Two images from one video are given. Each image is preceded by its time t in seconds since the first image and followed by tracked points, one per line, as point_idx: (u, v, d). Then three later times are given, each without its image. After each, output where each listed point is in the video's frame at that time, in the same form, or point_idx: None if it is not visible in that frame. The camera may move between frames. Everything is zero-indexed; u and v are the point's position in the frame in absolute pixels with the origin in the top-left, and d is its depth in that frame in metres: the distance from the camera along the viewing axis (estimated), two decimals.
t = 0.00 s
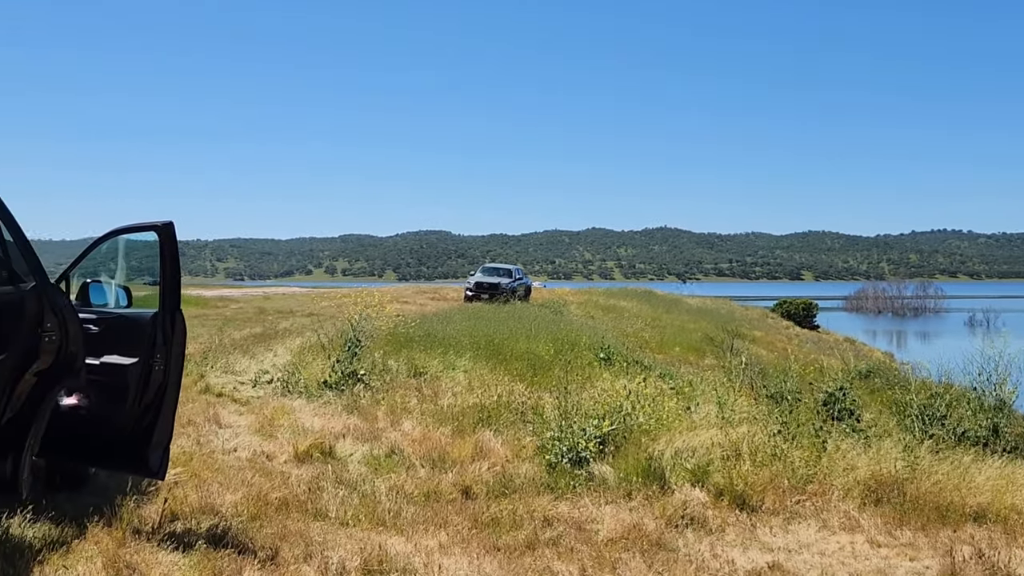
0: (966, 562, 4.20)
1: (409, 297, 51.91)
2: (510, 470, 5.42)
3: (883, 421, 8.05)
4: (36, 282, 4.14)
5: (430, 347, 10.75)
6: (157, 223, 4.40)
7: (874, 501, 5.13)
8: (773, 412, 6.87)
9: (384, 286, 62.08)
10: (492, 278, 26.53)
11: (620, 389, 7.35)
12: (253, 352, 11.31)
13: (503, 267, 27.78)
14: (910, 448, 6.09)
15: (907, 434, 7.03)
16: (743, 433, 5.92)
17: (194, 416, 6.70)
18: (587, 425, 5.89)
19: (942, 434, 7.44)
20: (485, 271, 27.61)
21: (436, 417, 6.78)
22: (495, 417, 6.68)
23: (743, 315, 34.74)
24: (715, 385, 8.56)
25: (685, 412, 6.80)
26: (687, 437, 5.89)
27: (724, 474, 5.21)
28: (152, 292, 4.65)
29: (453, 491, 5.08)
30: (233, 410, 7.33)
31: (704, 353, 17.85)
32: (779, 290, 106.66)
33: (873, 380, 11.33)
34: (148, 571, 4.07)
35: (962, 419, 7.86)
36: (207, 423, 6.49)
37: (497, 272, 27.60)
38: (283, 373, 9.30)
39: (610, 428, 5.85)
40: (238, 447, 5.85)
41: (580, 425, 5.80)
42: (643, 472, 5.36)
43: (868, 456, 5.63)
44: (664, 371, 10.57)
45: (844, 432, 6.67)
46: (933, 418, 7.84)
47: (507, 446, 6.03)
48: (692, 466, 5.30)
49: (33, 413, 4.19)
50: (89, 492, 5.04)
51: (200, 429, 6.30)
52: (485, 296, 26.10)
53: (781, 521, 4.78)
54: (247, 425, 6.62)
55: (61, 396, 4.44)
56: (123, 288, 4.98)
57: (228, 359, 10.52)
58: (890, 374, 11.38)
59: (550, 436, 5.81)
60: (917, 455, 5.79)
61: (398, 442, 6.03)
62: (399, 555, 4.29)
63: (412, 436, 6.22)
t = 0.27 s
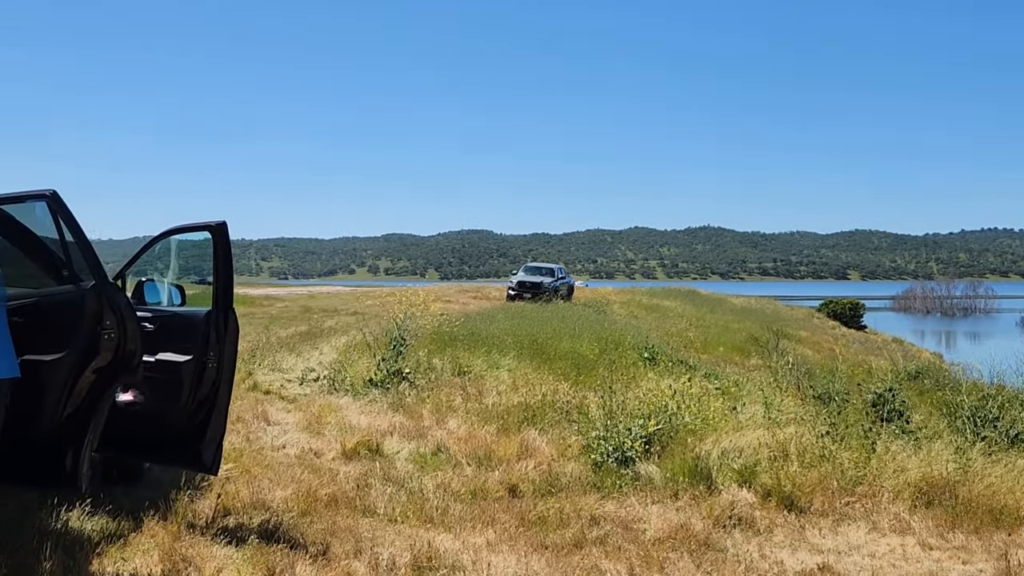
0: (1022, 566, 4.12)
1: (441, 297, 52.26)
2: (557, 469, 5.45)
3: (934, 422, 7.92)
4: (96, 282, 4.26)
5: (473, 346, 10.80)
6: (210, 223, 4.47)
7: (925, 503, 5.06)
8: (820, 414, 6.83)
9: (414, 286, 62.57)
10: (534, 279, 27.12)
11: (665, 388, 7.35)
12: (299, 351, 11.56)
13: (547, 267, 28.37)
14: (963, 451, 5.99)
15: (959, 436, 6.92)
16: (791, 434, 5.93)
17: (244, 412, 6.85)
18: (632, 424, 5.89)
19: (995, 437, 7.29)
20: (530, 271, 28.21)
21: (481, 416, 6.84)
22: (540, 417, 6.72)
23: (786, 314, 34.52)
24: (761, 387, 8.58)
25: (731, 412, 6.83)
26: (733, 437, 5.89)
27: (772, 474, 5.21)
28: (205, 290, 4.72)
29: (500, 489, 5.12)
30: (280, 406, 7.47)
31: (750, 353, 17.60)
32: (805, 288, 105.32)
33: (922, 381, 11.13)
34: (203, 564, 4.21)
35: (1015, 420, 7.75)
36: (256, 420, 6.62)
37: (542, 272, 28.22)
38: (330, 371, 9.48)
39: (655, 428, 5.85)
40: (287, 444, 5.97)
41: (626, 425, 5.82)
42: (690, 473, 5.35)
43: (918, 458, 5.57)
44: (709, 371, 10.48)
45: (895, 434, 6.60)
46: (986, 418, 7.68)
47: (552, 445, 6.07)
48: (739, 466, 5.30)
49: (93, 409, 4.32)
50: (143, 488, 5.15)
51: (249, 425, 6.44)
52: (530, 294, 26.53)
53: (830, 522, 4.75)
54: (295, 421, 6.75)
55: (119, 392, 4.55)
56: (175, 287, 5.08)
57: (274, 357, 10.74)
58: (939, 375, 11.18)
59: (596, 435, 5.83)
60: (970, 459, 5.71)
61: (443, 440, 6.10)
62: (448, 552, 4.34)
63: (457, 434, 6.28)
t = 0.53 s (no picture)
0: None
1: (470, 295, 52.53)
2: (597, 468, 5.48)
3: (979, 423, 7.79)
4: (145, 281, 4.38)
5: (512, 344, 10.84)
6: (257, 222, 4.53)
7: (971, 505, 5.01)
8: (862, 415, 6.79)
9: (441, 284, 62.96)
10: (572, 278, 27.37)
11: (705, 388, 7.35)
12: (339, 349, 11.77)
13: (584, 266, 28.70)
14: (1011, 453, 5.90)
15: (1006, 437, 6.82)
16: (832, 434, 5.96)
17: (285, 411, 7.00)
18: (672, 424, 5.88)
19: None
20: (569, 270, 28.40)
21: (520, 416, 6.89)
22: (579, 417, 6.75)
23: (825, 314, 34.30)
24: (801, 388, 8.61)
25: (772, 411, 6.97)
26: (774, 438, 5.89)
27: (814, 475, 5.20)
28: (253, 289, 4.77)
29: (540, 488, 5.16)
30: (321, 404, 7.61)
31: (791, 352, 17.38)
32: (832, 286, 103.97)
33: (967, 381, 10.95)
34: (250, 558, 4.32)
35: None
36: (298, 419, 6.76)
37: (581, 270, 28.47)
38: (369, 369, 9.64)
39: (696, 428, 5.84)
40: (329, 442, 6.08)
41: (665, 425, 5.82)
42: (731, 473, 5.34)
43: (964, 460, 5.50)
44: (749, 371, 10.41)
45: (939, 435, 6.53)
46: None
47: (592, 444, 6.10)
48: (780, 466, 5.29)
49: (143, 406, 4.42)
50: (190, 484, 5.30)
51: (291, 423, 6.57)
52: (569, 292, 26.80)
53: (873, 523, 4.73)
54: (336, 420, 6.88)
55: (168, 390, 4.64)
56: (222, 287, 5.11)
57: (314, 356, 10.95)
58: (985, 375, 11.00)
59: (635, 435, 5.86)
60: (1017, 461, 5.65)
61: (483, 439, 6.17)
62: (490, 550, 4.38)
63: (497, 433, 6.33)
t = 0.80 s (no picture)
0: None
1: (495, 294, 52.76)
2: (632, 467, 5.52)
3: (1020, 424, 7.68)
4: (189, 279, 4.42)
5: (545, 343, 10.89)
6: (296, 223, 4.60)
7: (1012, 507, 4.95)
8: (900, 414, 6.75)
9: (464, 284, 63.31)
10: (605, 278, 27.71)
11: (741, 387, 7.37)
12: (373, 347, 11.96)
13: (616, 265, 29.04)
14: None
15: None
16: (871, 434, 5.91)
17: (322, 409, 7.13)
18: (708, 423, 5.92)
19: None
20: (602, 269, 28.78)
21: (555, 414, 6.95)
22: (613, 416, 6.80)
23: (863, 315, 34.09)
24: (838, 388, 8.54)
25: (808, 411, 6.95)
26: (811, 438, 5.91)
27: (852, 475, 5.18)
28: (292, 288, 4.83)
29: (576, 486, 5.20)
30: (357, 403, 7.73)
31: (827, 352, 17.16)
32: (851, 285, 102.92)
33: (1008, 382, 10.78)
34: (291, 554, 4.40)
35: None
36: (335, 416, 6.88)
37: (613, 269, 28.86)
38: (404, 368, 9.78)
39: (732, 427, 5.86)
40: (365, 440, 6.19)
41: (701, 424, 5.85)
42: (767, 472, 5.35)
43: (1005, 461, 5.45)
44: (785, 371, 10.34)
45: (979, 436, 6.47)
46: None
47: (627, 443, 6.14)
48: (817, 466, 5.31)
49: (185, 403, 4.48)
50: (229, 480, 5.41)
51: (328, 421, 6.70)
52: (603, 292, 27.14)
53: (912, 524, 4.71)
54: (372, 418, 6.98)
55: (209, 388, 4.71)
56: (262, 286, 5.15)
57: (348, 355, 11.14)
58: None
59: (670, 434, 5.90)
60: None
61: (518, 437, 6.24)
62: (526, 548, 4.42)
63: (532, 432, 6.40)
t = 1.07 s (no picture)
0: None
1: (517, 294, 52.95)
2: (664, 466, 5.57)
3: None
4: (226, 278, 4.48)
5: (575, 342, 10.96)
6: (331, 222, 4.65)
7: None
8: (935, 414, 6.71)
9: (486, 284, 63.58)
10: (635, 277, 28.12)
11: (772, 387, 7.39)
12: (404, 347, 12.15)
13: (647, 265, 29.80)
14: None
15: None
16: (905, 435, 5.88)
17: (355, 407, 7.26)
18: (740, 423, 5.96)
19: None
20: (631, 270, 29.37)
21: (586, 413, 7.04)
22: (645, 415, 6.87)
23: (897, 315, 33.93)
24: (871, 388, 8.51)
25: (841, 411, 6.94)
26: (845, 438, 5.92)
27: (886, 475, 5.17)
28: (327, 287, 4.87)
29: (608, 485, 5.24)
30: (389, 401, 7.86)
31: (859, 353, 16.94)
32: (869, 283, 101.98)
33: None
34: (326, 550, 4.48)
35: None
36: (368, 414, 7.01)
37: (642, 269, 29.38)
38: (434, 367, 9.92)
39: (764, 427, 5.89)
40: (397, 438, 6.29)
41: (733, 424, 5.89)
42: (800, 472, 5.38)
43: None
44: (818, 371, 10.25)
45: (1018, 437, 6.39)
46: None
47: (658, 442, 6.19)
48: (851, 466, 5.32)
49: (222, 401, 4.54)
50: (264, 478, 5.53)
51: (360, 419, 6.82)
52: (632, 292, 27.63)
53: (947, 525, 4.68)
54: (405, 416, 7.09)
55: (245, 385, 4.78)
56: (297, 284, 5.20)
57: (379, 354, 11.33)
58: None
59: (701, 433, 5.95)
60: None
61: (549, 435, 6.31)
62: (559, 546, 4.45)
63: (563, 431, 6.49)
